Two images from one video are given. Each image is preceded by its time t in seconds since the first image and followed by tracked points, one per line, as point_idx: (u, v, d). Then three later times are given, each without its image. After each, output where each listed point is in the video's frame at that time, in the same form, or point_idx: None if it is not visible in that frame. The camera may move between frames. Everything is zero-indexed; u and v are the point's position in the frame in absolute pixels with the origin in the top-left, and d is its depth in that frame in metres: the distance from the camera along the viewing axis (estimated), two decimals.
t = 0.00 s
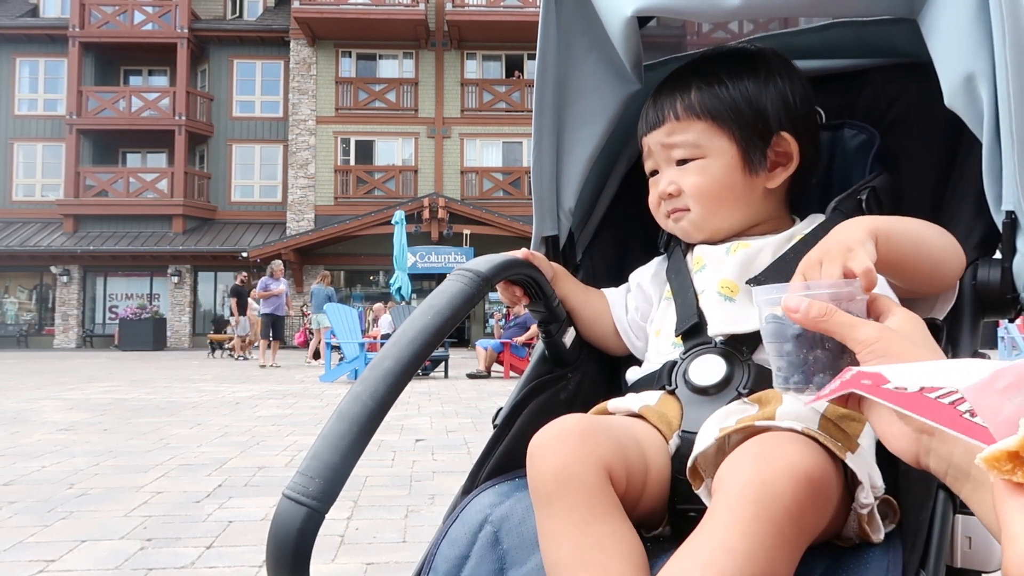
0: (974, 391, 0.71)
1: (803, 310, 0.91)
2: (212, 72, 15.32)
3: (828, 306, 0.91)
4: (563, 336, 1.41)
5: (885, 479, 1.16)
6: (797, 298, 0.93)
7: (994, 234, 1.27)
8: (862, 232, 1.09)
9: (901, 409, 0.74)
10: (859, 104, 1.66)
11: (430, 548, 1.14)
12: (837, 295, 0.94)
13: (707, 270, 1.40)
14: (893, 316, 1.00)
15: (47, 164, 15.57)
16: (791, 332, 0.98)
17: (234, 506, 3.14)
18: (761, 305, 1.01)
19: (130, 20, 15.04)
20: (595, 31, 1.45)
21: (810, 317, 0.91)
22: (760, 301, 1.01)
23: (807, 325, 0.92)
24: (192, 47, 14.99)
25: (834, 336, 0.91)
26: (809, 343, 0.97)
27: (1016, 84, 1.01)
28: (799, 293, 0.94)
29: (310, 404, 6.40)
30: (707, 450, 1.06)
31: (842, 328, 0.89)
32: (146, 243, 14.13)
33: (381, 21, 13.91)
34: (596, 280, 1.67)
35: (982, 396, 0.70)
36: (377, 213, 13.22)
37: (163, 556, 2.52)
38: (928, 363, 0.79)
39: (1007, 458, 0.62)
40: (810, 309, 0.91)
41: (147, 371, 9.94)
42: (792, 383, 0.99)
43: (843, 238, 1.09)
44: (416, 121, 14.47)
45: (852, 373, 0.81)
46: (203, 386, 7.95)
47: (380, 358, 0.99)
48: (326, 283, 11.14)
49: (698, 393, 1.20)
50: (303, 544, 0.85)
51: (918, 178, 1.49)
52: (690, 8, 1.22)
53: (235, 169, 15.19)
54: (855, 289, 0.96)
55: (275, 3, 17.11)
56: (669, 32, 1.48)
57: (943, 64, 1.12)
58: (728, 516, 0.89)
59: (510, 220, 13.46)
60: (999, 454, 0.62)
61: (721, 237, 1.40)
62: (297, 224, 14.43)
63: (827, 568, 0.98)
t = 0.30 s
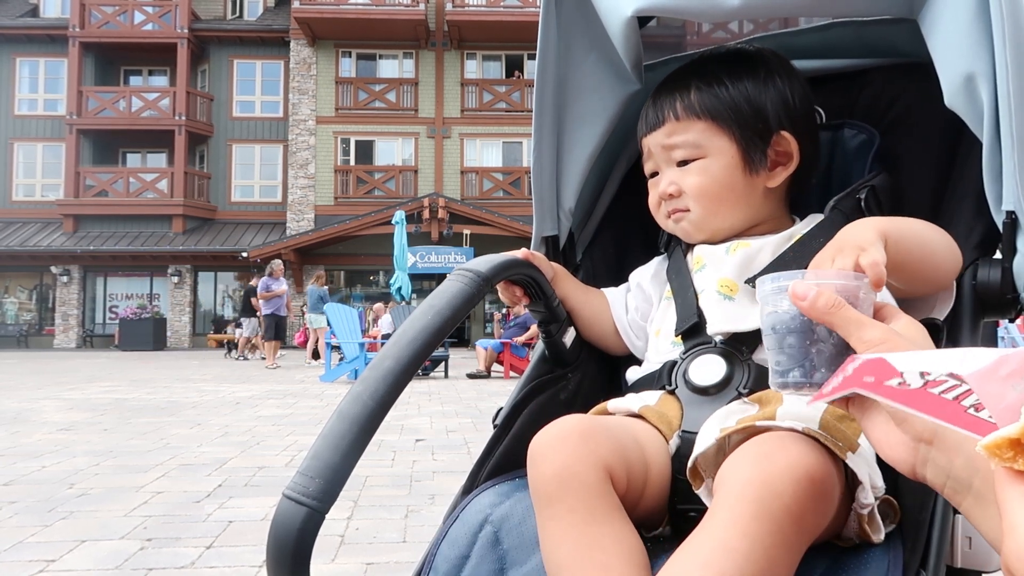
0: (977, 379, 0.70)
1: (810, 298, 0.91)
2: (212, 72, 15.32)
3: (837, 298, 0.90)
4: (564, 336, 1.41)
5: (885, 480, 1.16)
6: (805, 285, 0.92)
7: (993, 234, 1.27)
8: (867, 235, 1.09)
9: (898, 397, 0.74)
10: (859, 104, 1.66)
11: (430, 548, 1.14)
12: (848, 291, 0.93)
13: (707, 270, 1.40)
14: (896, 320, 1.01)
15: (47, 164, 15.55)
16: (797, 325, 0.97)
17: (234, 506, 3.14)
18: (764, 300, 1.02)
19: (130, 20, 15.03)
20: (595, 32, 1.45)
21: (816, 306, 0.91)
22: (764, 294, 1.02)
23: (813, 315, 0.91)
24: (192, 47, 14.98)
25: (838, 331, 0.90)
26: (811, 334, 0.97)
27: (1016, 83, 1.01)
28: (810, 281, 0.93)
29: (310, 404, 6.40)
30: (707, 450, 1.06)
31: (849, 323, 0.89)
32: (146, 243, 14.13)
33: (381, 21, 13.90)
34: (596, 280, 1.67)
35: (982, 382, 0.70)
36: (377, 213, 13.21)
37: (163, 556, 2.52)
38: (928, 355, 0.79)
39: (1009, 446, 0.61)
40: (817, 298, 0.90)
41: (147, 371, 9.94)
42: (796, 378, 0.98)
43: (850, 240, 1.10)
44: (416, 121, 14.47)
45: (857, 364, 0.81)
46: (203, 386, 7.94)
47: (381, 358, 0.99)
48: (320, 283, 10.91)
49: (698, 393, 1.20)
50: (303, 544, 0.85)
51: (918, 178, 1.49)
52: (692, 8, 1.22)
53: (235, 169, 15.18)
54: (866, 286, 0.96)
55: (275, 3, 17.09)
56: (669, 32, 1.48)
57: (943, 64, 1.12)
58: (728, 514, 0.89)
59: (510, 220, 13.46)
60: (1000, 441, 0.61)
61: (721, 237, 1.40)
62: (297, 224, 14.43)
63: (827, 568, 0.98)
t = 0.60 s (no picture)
0: (972, 381, 0.70)
1: (798, 313, 0.90)
2: (212, 72, 15.32)
3: (825, 313, 0.90)
4: (563, 336, 1.41)
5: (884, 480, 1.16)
6: (793, 300, 0.91)
7: (993, 234, 1.26)
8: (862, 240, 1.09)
9: (898, 393, 0.74)
10: (859, 104, 1.66)
11: (430, 548, 1.14)
12: (836, 300, 0.94)
13: (707, 270, 1.40)
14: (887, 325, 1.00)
15: (47, 164, 15.56)
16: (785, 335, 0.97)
17: (233, 506, 3.13)
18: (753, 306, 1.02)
19: (130, 20, 15.03)
20: (596, 32, 1.45)
21: (804, 321, 0.90)
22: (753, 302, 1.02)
23: (801, 330, 0.90)
24: (192, 47, 14.98)
25: (828, 344, 0.90)
26: (799, 345, 0.97)
27: (1017, 83, 1.01)
28: (797, 296, 0.92)
29: (310, 404, 6.40)
30: (707, 450, 1.05)
31: (835, 338, 0.89)
32: (146, 243, 14.13)
33: (381, 21, 13.90)
34: (596, 280, 1.67)
35: (981, 386, 0.69)
36: (377, 213, 13.21)
37: (163, 556, 2.52)
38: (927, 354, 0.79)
39: (1008, 451, 0.61)
40: (805, 313, 0.90)
41: (146, 370, 9.93)
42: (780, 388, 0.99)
43: (840, 248, 1.10)
44: (416, 121, 14.47)
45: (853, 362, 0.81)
46: (203, 386, 7.94)
47: (381, 357, 0.99)
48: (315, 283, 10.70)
49: (698, 393, 1.19)
50: (303, 544, 0.85)
51: (918, 178, 1.49)
52: (692, 7, 1.22)
53: (235, 169, 15.19)
54: (855, 295, 0.96)
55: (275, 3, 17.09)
56: (669, 32, 1.48)
57: (943, 65, 1.12)
58: (726, 512, 0.89)
59: (510, 220, 13.46)
60: (999, 446, 0.61)
61: (721, 238, 1.40)
62: (297, 224, 14.44)
63: (828, 569, 0.98)
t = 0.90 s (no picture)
0: (977, 384, 0.69)
1: (805, 305, 0.89)
2: (212, 72, 15.32)
3: (832, 306, 0.89)
4: (563, 336, 1.40)
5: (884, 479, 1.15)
6: (800, 292, 0.91)
7: (994, 234, 1.26)
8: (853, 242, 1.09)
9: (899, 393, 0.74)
10: (859, 103, 1.66)
11: (430, 548, 1.14)
12: (834, 298, 0.93)
13: (706, 271, 1.40)
14: (885, 324, 1.00)
15: (47, 164, 15.54)
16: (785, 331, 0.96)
17: (233, 506, 3.13)
18: (752, 303, 1.01)
19: (130, 20, 15.02)
20: (595, 32, 1.45)
21: (810, 313, 0.89)
22: (753, 295, 1.01)
23: (806, 321, 0.90)
24: (192, 47, 14.97)
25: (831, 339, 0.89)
26: (797, 341, 0.97)
27: (1018, 83, 1.01)
28: (803, 288, 0.92)
29: (309, 404, 6.40)
30: (706, 450, 1.05)
31: (841, 331, 0.88)
32: (146, 243, 14.14)
33: (381, 21, 13.90)
34: (596, 280, 1.67)
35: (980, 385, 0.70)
36: (377, 213, 13.21)
37: (162, 556, 2.52)
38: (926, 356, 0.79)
39: (1011, 453, 0.60)
40: (811, 305, 0.89)
41: (146, 370, 9.92)
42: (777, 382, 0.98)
43: (838, 247, 1.09)
44: (416, 121, 14.47)
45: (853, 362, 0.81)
46: (203, 386, 7.93)
47: (381, 357, 0.99)
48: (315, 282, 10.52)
49: (697, 393, 1.19)
50: (302, 545, 0.85)
51: (918, 178, 1.49)
52: (691, 7, 1.22)
53: (235, 169, 15.19)
54: (854, 293, 0.96)
55: (275, 3, 17.08)
56: (669, 32, 1.48)
57: (944, 64, 1.12)
58: (726, 509, 0.89)
59: (510, 220, 13.46)
60: (1002, 448, 0.60)
61: (719, 239, 1.40)
62: (297, 224, 14.44)
63: (827, 569, 0.98)
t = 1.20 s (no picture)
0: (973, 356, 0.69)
1: (804, 310, 0.89)
2: (212, 72, 15.32)
3: (831, 310, 0.89)
4: (563, 336, 1.41)
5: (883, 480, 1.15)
6: (799, 296, 0.91)
7: (993, 234, 1.26)
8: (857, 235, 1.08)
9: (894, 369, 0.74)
10: (858, 103, 1.67)
11: (429, 549, 1.14)
12: (832, 301, 0.93)
13: (705, 271, 1.40)
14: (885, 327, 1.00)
15: (47, 164, 15.55)
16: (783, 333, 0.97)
17: (233, 506, 3.14)
18: (751, 303, 1.02)
19: (131, 20, 15.02)
20: (596, 32, 1.45)
21: (810, 318, 0.89)
22: (751, 297, 1.01)
23: (805, 326, 0.90)
24: (192, 47, 14.99)
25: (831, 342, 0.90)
26: (795, 342, 0.98)
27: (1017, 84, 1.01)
28: (801, 293, 0.92)
29: (310, 404, 6.40)
30: (707, 450, 1.05)
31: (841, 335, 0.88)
32: (146, 243, 14.14)
33: (381, 21, 13.91)
34: (596, 280, 1.67)
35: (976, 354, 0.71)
36: (377, 213, 13.20)
37: (162, 556, 2.52)
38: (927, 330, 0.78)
39: (1008, 426, 0.60)
40: (811, 310, 0.89)
41: (146, 370, 9.92)
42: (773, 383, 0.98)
43: (840, 246, 1.09)
44: (416, 121, 14.47)
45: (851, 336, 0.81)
46: (203, 386, 7.93)
47: (380, 357, 0.99)
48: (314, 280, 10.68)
49: (697, 393, 1.19)
50: (302, 545, 0.85)
51: (917, 178, 1.49)
52: (691, 8, 1.22)
53: (235, 169, 15.20)
54: (852, 296, 0.96)
55: (275, 3, 17.09)
56: (669, 32, 1.48)
57: (943, 64, 1.12)
58: (725, 508, 0.89)
59: (510, 220, 13.45)
60: (1000, 421, 0.60)
61: (719, 240, 1.40)
62: (297, 224, 14.44)
63: (827, 569, 0.98)
